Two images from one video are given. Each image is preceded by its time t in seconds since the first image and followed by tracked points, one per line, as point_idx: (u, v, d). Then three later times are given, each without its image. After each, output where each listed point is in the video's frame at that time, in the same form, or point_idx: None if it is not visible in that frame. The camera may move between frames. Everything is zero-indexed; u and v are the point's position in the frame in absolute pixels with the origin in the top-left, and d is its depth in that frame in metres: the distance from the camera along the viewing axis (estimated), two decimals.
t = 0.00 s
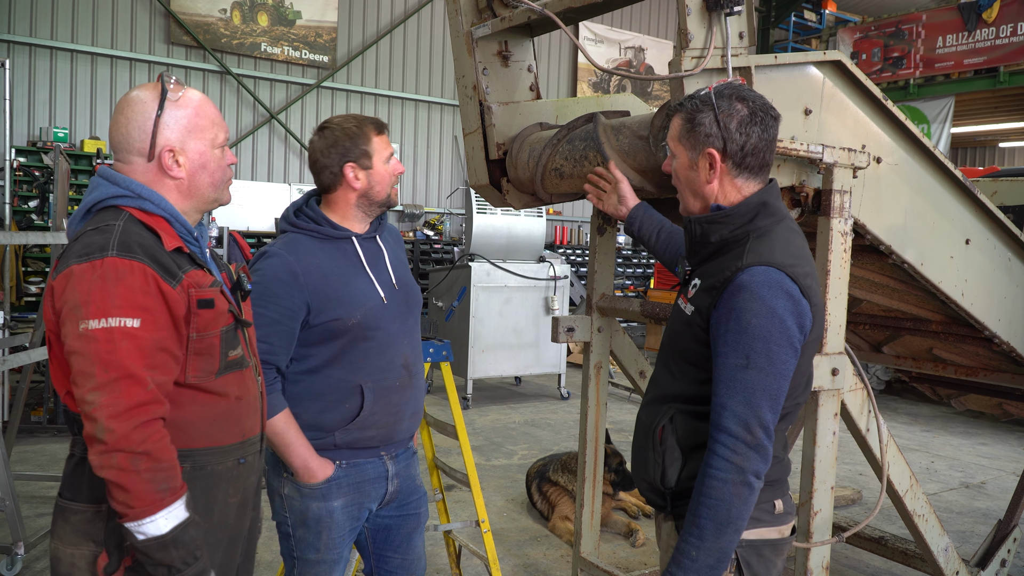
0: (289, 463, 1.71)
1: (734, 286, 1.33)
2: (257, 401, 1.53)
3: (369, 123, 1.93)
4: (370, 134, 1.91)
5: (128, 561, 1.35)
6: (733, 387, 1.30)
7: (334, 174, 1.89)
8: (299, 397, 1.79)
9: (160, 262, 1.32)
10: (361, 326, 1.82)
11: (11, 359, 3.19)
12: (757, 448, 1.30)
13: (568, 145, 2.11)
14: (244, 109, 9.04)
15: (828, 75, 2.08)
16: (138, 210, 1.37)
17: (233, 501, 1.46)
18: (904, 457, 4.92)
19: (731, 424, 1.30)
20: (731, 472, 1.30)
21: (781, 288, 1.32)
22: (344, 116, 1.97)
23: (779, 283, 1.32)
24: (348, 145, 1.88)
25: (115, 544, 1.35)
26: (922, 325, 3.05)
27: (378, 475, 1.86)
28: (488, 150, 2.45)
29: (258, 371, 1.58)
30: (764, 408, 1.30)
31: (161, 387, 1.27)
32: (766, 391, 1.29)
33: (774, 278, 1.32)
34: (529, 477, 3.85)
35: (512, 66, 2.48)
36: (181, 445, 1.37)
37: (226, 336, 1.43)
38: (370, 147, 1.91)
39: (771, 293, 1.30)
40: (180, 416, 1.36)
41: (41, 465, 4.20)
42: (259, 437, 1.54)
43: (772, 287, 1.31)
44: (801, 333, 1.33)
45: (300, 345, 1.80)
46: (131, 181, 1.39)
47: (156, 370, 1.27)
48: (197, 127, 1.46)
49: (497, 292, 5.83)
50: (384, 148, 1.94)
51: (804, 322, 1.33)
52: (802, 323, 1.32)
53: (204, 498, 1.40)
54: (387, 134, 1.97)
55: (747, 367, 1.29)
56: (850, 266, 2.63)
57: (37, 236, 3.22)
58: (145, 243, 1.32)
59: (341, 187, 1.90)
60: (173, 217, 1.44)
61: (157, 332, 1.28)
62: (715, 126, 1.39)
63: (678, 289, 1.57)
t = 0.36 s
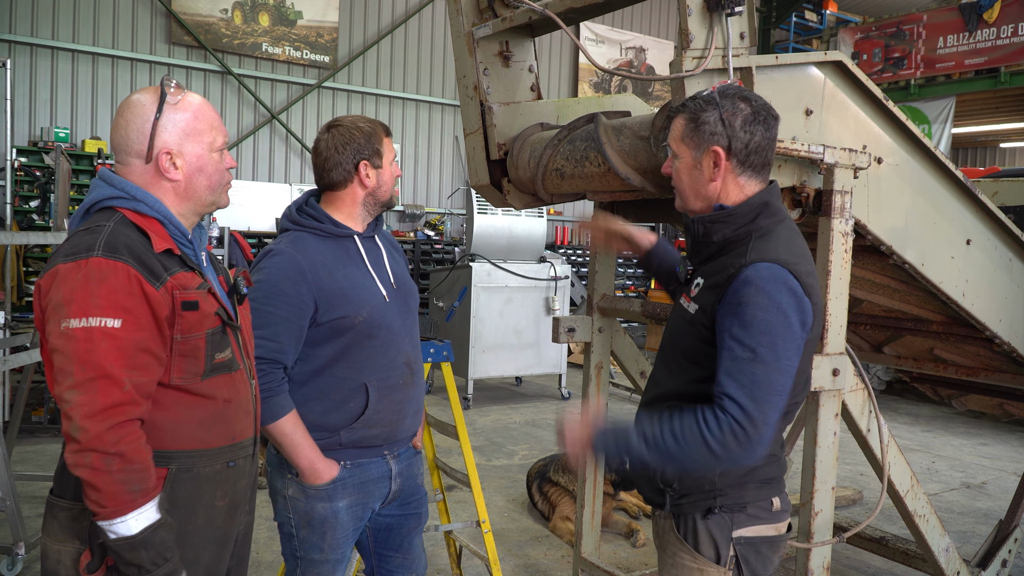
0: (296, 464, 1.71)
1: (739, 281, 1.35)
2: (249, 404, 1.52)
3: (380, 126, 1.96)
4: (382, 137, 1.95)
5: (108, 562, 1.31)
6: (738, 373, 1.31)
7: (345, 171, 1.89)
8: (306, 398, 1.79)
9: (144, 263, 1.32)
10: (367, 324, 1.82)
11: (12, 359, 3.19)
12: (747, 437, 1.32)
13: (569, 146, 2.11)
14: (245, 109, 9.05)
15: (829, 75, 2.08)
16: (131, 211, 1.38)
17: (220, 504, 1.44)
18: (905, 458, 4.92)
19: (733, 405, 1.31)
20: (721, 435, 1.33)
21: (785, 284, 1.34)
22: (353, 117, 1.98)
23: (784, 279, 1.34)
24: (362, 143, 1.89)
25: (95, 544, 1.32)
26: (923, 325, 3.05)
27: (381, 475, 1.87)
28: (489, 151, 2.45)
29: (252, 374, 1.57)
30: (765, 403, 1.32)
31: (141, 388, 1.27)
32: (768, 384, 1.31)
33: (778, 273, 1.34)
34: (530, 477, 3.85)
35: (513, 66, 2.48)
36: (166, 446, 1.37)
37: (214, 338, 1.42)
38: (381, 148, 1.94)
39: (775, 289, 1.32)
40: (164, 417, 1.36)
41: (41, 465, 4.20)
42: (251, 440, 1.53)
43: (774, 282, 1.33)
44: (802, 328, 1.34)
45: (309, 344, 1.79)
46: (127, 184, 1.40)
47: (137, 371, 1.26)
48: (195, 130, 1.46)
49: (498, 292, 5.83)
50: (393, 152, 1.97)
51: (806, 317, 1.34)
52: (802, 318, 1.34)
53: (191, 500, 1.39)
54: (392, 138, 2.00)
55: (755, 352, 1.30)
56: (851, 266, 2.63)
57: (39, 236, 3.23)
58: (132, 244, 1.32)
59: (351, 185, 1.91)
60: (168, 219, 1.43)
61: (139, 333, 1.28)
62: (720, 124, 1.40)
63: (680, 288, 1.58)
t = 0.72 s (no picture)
0: (294, 464, 1.71)
1: (737, 264, 1.37)
2: (244, 406, 1.52)
3: (380, 129, 1.96)
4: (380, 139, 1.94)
5: (101, 563, 1.31)
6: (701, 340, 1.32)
7: (342, 173, 1.89)
8: (303, 399, 1.79)
9: (136, 263, 1.32)
10: (364, 326, 1.82)
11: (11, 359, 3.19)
12: (684, 392, 1.30)
13: (568, 146, 2.11)
14: (245, 109, 9.05)
15: (829, 75, 2.08)
16: (126, 211, 1.38)
17: (214, 505, 1.45)
18: (905, 458, 4.92)
19: (694, 356, 1.31)
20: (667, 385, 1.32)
21: (778, 274, 1.35)
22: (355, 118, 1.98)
23: (777, 267, 1.36)
24: (360, 145, 1.89)
25: (89, 545, 1.31)
26: (923, 325, 3.05)
27: (378, 474, 1.87)
28: (489, 151, 2.45)
29: (247, 376, 1.57)
30: (715, 381, 1.30)
31: (133, 387, 1.27)
32: (726, 363, 1.30)
33: (772, 261, 1.36)
34: (530, 477, 3.86)
35: (513, 66, 2.48)
36: (158, 447, 1.36)
37: (207, 339, 1.42)
38: (379, 151, 1.93)
39: (768, 277, 1.34)
40: (156, 418, 1.36)
41: (42, 465, 4.21)
42: (247, 442, 1.53)
43: (772, 270, 1.35)
44: (789, 317, 1.36)
45: (306, 345, 1.79)
46: (123, 184, 1.40)
47: (129, 370, 1.26)
48: (192, 132, 1.46)
49: (498, 292, 5.83)
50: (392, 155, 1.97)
51: (794, 307, 1.36)
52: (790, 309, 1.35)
53: (184, 500, 1.39)
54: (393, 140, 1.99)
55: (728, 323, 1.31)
56: (851, 266, 2.63)
57: (38, 237, 3.23)
58: (124, 244, 1.32)
59: (348, 186, 1.91)
60: (163, 220, 1.44)
61: (131, 332, 1.28)
62: (745, 116, 1.44)
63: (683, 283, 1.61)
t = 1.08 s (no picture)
0: (278, 458, 1.73)
1: (742, 259, 1.38)
2: (240, 405, 1.53)
3: (370, 129, 1.95)
4: (368, 140, 1.93)
5: (99, 563, 1.31)
6: (708, 335, 1.32)
7: (327, 176, 1.93)
8: (290, 396, 1.81)
9: (132, 264, 1.32)
10: (350, 328, 1.83)
11: (11, 359, 3.20)
12: (698, 386, 1.29)
13: (568, 146, 2.11)
14: (245, 109, 9.06)
15: (828, 75, 2.08)
16: (122, 211, 1.38)
17: (212, 504, 1.45)
18: (905, 458, 4.92)
19: (703, 351, 1.31)
20: (680, 379, 1.31)
21: (784, 269, 1.36)
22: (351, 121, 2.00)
23: (787, 261, 1.37)
24: (344, 148, 1.91)
25: (87, 545, 1.32)
26: (923, 325, 3.05)
27: (368, 474, 1.86)
28: (489, 151, 2.45)
29: (244, 375, 1.57)
30: (726, 374, 1.30)
31: (129, 388, 1.27)
32: (736, 356, 1.30)
33: (777, 254, 1.37)
34: (530, 478, 3.86)
35: (513, 67, 2.48)
36: (155, 447, 1.37)
37: (203, 339, 1.42)
38: (365, 153, 1.92)
39: (774, 270, 1.35)
40: (152, 418, 1.36)
41: (42, 465, 4.21)
42: (243, 441, 1.53)
43: (777, 264, 1.36)
44: (794, 312, 1.37)
45: (291, 343, 1.81)
46: (118, 184, 1.40)
47: (125, 371, 1.27)
48: (185, 133, 1.46)
49: (498, 293, 5.83)
50: (382, 156, 1.95)
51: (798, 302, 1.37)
52: (795, 304, 1.36)
53: (181, 500, 1.40)
54: (389, 144, 1.98)
55: (737, 316, 1.32)
56: (851, 266, 2.63)
57: (38, 238, 3.23)
58: (119, 244, 1.32)
59: (334, 189, 1.93)
60: (158, 220, 1.44)
61: (127, 333, 1.28)
62: (746, 116, 1.45)
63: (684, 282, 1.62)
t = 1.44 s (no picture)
0: (273, 455, 1.75)
1: (742, 261, 1.38)
2: (241, 405, 1.53)
3: (359, 131, 1.95)
4: (357, 143, 1.93)
5: (101, 564, 1.32)
6: (714, 341, 1.32)
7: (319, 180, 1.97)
8: (285, 393, 1.82)
9: (133, 265, 1.32)
10: (341, 328, 1.82)
11: (11, 360, 3.19)
12: (712, 393, 1.29)
13: (568, 147, 2.11)
14: (245, 110, 9.06)
15: (829, 75, 2.08)
16: (119, 211, 1.38)
17: (213, 504, 1.45)
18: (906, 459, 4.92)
19: (709, 357, 1.31)
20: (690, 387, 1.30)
21: (784, 269, 1.36)
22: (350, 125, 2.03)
23: (787, 263, 1.37)
24: (333, 151, 1.93)
25: (89, 546, 1.32)
26: (923, 326, 3.04)
27: (363, 475, 1.86)
28: (489, 151, 2.45)
29: (242, 375, 1.57)
30: (735, 379, 1.30)
31: (131, 389, 1.27)
32: (744, 361, 1.30)
33: (776, 255, 1.37)
34: (530, 478, 3.85)
35: (513, 67, 2.48)
36: (157, 448, 1.36)
37: (203, 339, 1.42)
38: (352, 154, 1.92)
39: (775, 271, 1.35)
40: (154, 419, 1.36)
41: (41, 466, 4.20)
42: (243, 440, 1.53)
43: (776, 264, 1.36)
44: (798, 311, 1.36)
45: (286, 342, 1.83)
46: (115, 184, 1.40)
47: (128, 372, 1.26)
48: (184, 134, 1.46)
49: (498, 294, 5.84)
50: (374, 158, 1.94)
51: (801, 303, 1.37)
52: (797, 304, 1.36)
53: (183, 500, 1.40)
54: (387, 147, 1.99)
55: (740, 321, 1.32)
56: (852, 267, 2.63)
57: (37, 239, 3.23)
58: (119, 245, 1.32)
59: (328, 192, 1.96)
60: (156, 220, 1.44)
61: (129, 334, 1.28)
62: (740, 117, 1.44)
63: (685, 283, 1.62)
